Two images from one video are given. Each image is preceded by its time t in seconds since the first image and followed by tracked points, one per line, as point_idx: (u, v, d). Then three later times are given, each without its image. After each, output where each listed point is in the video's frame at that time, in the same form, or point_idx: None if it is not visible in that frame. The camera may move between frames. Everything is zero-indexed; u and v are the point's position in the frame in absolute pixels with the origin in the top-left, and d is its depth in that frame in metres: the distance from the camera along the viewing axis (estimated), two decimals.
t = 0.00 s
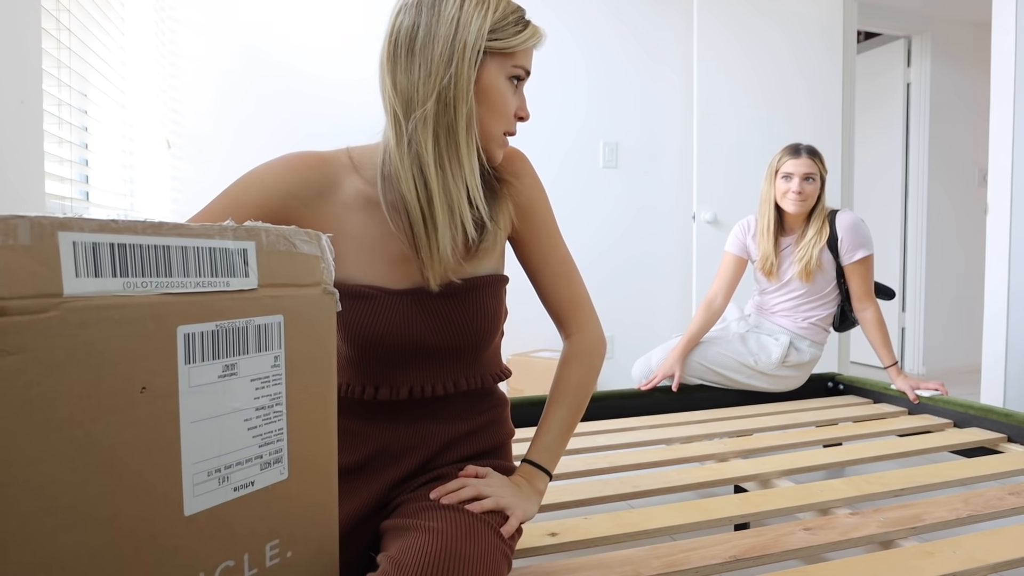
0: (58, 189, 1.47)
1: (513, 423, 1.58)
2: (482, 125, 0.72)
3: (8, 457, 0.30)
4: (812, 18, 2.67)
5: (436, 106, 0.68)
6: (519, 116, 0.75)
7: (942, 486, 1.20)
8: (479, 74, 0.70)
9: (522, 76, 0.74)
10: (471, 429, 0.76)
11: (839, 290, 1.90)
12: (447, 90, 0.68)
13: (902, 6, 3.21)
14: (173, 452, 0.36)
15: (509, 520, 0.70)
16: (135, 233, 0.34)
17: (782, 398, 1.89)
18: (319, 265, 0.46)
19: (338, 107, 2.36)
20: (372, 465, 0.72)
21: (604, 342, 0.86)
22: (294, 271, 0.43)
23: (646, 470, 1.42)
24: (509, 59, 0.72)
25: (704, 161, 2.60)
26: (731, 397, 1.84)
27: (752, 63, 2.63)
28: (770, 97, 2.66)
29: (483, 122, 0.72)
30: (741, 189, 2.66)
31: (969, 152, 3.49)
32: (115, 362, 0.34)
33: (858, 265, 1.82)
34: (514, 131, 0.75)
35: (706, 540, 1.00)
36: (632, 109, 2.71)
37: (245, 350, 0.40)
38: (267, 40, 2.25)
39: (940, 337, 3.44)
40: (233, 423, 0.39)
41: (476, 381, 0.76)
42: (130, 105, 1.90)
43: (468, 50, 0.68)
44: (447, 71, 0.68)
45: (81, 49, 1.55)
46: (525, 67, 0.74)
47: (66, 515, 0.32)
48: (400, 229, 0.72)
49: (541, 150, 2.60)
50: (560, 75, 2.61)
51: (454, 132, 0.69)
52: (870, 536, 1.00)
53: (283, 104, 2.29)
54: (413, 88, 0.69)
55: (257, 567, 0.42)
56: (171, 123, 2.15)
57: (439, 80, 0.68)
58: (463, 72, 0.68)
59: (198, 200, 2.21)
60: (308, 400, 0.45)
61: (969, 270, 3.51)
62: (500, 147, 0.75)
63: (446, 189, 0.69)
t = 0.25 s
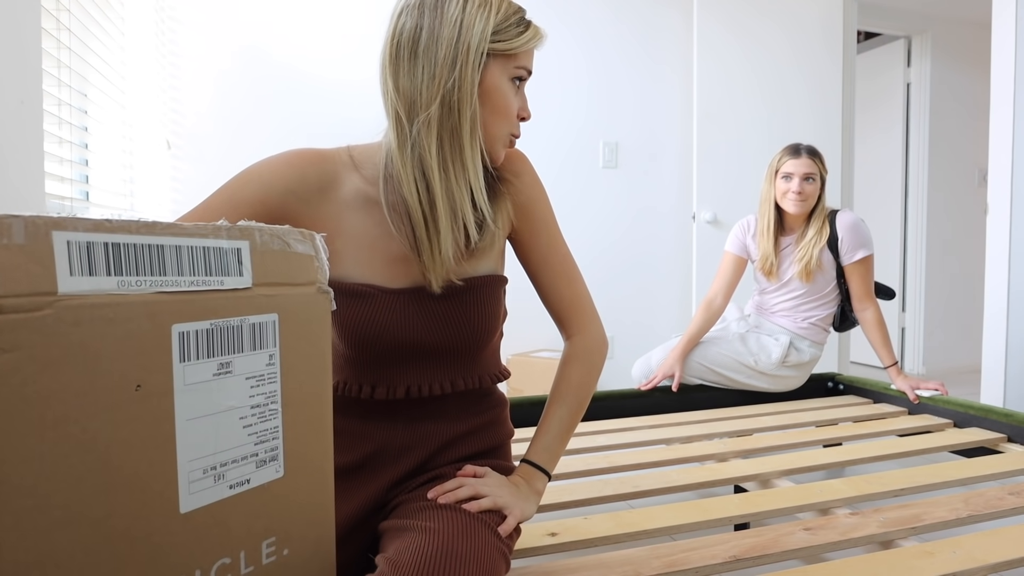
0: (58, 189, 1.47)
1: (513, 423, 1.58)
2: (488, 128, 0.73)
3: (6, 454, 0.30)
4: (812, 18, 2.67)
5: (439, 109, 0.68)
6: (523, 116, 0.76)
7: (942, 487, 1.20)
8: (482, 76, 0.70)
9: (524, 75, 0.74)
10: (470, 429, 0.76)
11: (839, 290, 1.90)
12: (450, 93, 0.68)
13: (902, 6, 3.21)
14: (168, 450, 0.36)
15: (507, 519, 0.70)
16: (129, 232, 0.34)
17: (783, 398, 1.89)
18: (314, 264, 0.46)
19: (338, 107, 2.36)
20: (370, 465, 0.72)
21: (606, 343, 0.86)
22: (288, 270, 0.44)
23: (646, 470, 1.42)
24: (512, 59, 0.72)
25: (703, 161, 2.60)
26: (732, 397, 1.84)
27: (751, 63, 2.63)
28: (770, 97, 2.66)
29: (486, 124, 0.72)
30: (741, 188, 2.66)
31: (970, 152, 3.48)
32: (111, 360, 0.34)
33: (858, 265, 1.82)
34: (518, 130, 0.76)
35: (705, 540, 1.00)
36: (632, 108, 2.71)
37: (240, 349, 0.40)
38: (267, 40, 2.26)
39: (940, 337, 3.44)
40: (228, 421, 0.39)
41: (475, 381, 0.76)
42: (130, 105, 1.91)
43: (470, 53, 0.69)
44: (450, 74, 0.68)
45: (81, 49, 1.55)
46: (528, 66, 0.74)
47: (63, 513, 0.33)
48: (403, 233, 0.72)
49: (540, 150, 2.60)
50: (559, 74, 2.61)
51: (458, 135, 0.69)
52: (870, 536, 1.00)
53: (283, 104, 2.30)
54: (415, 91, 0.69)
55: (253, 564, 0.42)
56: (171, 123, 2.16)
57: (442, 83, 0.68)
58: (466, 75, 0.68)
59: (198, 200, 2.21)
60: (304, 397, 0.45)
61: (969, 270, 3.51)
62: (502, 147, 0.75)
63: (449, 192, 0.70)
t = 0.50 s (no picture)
0: (58, 189, 1.47)
1: (513, 423, 1.58)
2: (489, 128, 0.73)
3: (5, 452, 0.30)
4: (812, 19, 2.67)
5: (441, 109, 0.68)
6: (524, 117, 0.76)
7: (942, 487, 1.20)
8: (484, 76, 0.70)
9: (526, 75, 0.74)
10: (470, 429, 0.76)
11: (839, 290, 1.90)
12: (452, 93, 0.68)
13: (902, 6, 3.21)
14: (166, 449, 0.36)
15: (508, 520, 0.70)
16: (127, 232, 0.34)
17: (783, 398, 1.89)
18: (312, 264, 0.46)
19: (337, 107, 2.36)
20: (370, 465, 0.72)
21: (607, 342, 0.86)
22: (287, 270, 0.43)
23: (646, 470, 1.42)
24: (514, 59, 0.72)
25: (703, 161, 2.60)
26: (732, 397, 1.84)
27: (751, 64, 2.63)
28: (770, 97, 2.66)
29: (487, 125, 0.72)
30: (741, 188, 2.66)
31: (970, 152, 3.48)
32: (109, 360, 0.34)
33: (858, 265, 1.82)
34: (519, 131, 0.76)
35: (705, 540, 1.00)
36: (632, 107, 2.71)
37: (238, 348, 0.40)
38: (267, 40, 2.26)
39: (940, 337, 3.44)
40: (227, 421, 0.39)
41: (475, 382, 0.76)
42: (130, 105, 1.91)
43: (472, 53, 0.68)
44: (451, 75, 0.68)
45: (81, 49, 1.55)
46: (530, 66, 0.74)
47: (62, 512, 0.33)
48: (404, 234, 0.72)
49: (541, 151, 2.60)
50: (559, 75, 2.61)
51: (459, 135, 0.69)
52: (870, 536, 1.00)
53: (282, 104, 2.30)
54: (417, 91, 0.69)
55: (252, 563, 0.42)
56: (171, 123, 2.16)
57: (444, 84, 0.68)
58: (468, 76, 0.68)
59: (198, 200, 2.21)
60: (303, 397, 0.45)
61: (969, 270, 3.51)
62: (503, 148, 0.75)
63: (449, 192, 0.70)
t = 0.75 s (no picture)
0: (58, 189, 1.47)
1: (513, 423, 1.58)
2: (491, 129, 0.73)
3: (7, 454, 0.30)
4: (811, 19, 2.67)
5: (442, 109, 0.68)
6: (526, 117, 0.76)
7: (942, 487, 1.20)
8: (486, 77, 0.70)
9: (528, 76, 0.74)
10: (471, 430, 0.76)
11: (839, 290, 1.90)
12: (453, 94, 0.68)
13: (902, 6, 3.21)
14: (170, 451, 0.36)
15: (508, 520, 0.70)
16: (131, 232, 0.34)
17: (782, 398, 1.89)
18: (316, 265, 0.46)
19: (337, 107, 2.36)
20: (371, 465, 0.72)
21: (608, 343, 0.86)
22: (291, 271, 0.43)
23: (646, 470, 1.42)
24: (516, 59, 0.72)
25: (703, 161, 2.60)
26: (732, 397, 1.84)
27: (751, 64, 2.63)
28: (769, 97, 2.66)
29: (489, 125, 0.72)
30: (741, 188, 2.66)
31: (969, 152, 3.49)
32: (112, 361, 0.34)
33: (858, 265, 1.82)
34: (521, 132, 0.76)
35: (705, 540, 1.00)
36: (632, 107, 2.71)
37: (242, 350, 0.40)
38: (267, 40, 2.26)
39: (940, 337, 3.44)
40: (230, 422, 0.39)
41: (475, 382, 0.76)
42: (130, 105, 1.91)
43: (475, 53, 0.68)
44: (453, 75, 0.68)
45: (81, 49, 1.55)
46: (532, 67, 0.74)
47: (65, 516, 0.32)
48: (405, 235, 0.71)
49: (541, 151, 2.60)
50: (559, 75, 2.61)
51: (461, 136, 0.69)
52: (870, 536, 1.00)
53: (282, 104, 2.29)
54: (419, 91, 0.69)
55: (255, 565, 0.42)
56: (171, 123, 2.16)
57: (446, 84, 0.68)
58: (470, 76, 0.68)
59: (197, 200, 2.21)
60: (307, 399, 0.45)
61: (969, 270, 3.51)
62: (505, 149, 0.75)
63: (450, 193, 0.70)
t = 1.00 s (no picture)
0: (58, 189, 1.46)
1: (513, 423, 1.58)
2: (495, 130, 0.72)
3: (12, 456, 0.30)
4: (811, 19, 2.67)
5: (447, 110, 0.68)
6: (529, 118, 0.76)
7: (942, 487, 1.20)
8: (490, 78, 0.70)
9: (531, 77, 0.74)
10: (473, 430, 0.76)
11: (838, 290, 1.90)
12: (458, 95, 0.68)
13: (902, 6, 3.21)
14: (177, 454, 0.36)
15: (509, 521, 0.70)
16: (140, 234, 0.34)
17: (782, 398, 1.89)
18: (324, 266, 0.46)
19: (337, 107, 2.36)
20: (373, 465, 0.72)
21: (610, 344, 0.86)
22: (299, 272, 0.43)
23: (646, 470, 1.42)
24: (520, 60, 0.72)
25: (704, 162, 2.60)
26: (732, 397, 1.84)
27: (751, 64, 2.63)
28: (769, 97, 2.66)
29: (492, 126, 0.72)
30: (741, 189, 2.66)
31: (969, 152, 3.49)
32: (118, 364, 0.34)
33: (857, 266, 1.82)
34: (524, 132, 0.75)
35: (706, 540, 1.00)
36: (633, 108, 2.71)
37: (249, 352, 0.40)
38: (267, 39, 2.25)
39: (940, 337, 3.45)
40: (237, 425, 0.39)
41: (477, 383, 0.76)
42: (130, 105, 1.90)
43: (479, 55, 0.68)
44: (458, 76, 0.68)
45: (81, 49, 1.54)
46: (535, 68, 0.73)
47: (71, 519, 0.32)
48: (408, 236, 0.71)
49: (541, 151, 2.60)
50: (559, 74, 2.61)
51: (466, 138, 0.69)
52: (870, 536, 1.00)
53: (282, 104, 2.29)
54: (423, 93, 0.68)
55: (260, 568, 0.42)
56: (171, 123, 2.15)
57: (450, 86, 0.68)
58: (474, 78, 0.68)
59: (197, 200, 2.20)
60: (313, 400, 0.45)
61: (968, 270, 3.52)
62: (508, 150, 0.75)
63: (453, 193, 0.69)
